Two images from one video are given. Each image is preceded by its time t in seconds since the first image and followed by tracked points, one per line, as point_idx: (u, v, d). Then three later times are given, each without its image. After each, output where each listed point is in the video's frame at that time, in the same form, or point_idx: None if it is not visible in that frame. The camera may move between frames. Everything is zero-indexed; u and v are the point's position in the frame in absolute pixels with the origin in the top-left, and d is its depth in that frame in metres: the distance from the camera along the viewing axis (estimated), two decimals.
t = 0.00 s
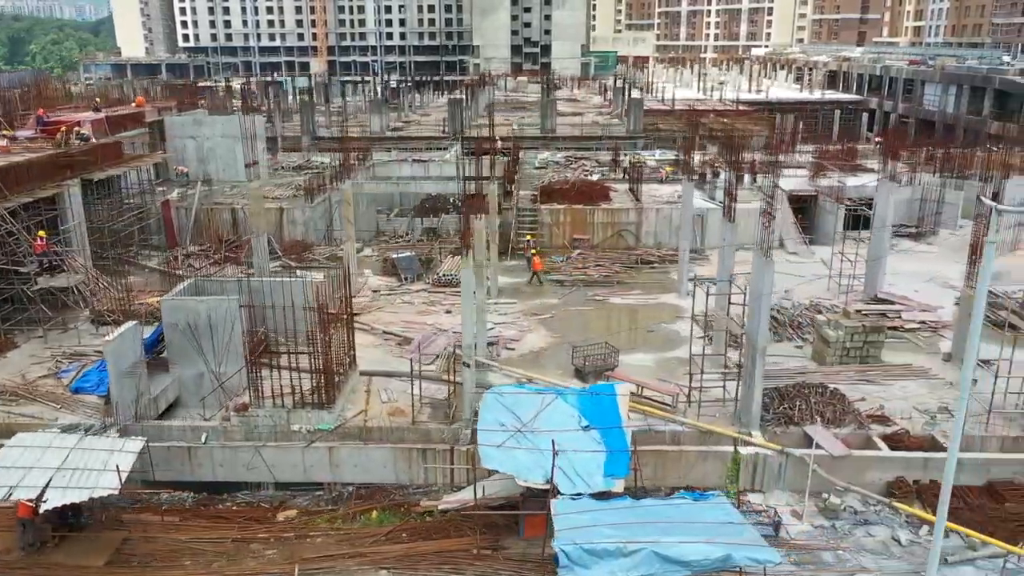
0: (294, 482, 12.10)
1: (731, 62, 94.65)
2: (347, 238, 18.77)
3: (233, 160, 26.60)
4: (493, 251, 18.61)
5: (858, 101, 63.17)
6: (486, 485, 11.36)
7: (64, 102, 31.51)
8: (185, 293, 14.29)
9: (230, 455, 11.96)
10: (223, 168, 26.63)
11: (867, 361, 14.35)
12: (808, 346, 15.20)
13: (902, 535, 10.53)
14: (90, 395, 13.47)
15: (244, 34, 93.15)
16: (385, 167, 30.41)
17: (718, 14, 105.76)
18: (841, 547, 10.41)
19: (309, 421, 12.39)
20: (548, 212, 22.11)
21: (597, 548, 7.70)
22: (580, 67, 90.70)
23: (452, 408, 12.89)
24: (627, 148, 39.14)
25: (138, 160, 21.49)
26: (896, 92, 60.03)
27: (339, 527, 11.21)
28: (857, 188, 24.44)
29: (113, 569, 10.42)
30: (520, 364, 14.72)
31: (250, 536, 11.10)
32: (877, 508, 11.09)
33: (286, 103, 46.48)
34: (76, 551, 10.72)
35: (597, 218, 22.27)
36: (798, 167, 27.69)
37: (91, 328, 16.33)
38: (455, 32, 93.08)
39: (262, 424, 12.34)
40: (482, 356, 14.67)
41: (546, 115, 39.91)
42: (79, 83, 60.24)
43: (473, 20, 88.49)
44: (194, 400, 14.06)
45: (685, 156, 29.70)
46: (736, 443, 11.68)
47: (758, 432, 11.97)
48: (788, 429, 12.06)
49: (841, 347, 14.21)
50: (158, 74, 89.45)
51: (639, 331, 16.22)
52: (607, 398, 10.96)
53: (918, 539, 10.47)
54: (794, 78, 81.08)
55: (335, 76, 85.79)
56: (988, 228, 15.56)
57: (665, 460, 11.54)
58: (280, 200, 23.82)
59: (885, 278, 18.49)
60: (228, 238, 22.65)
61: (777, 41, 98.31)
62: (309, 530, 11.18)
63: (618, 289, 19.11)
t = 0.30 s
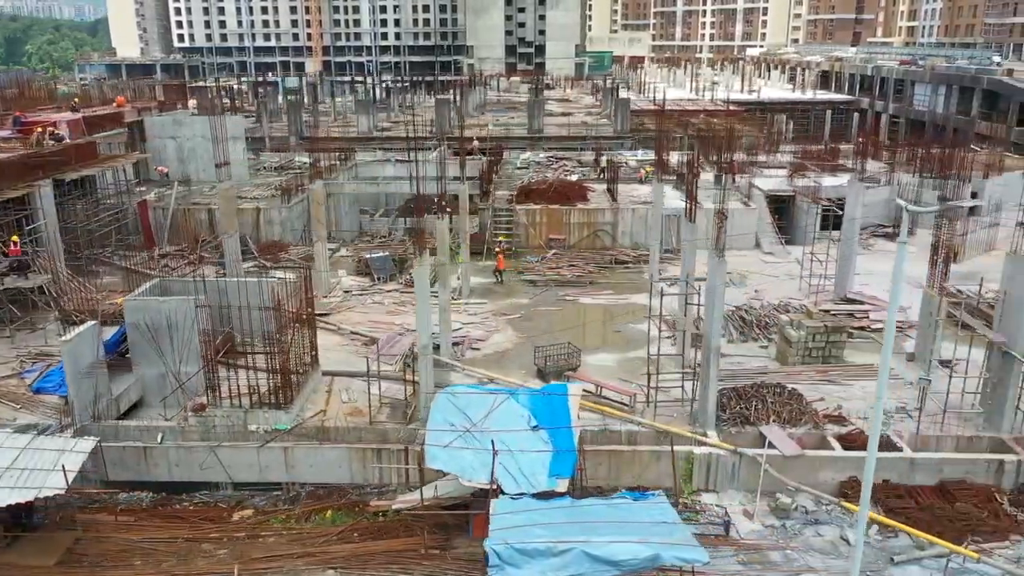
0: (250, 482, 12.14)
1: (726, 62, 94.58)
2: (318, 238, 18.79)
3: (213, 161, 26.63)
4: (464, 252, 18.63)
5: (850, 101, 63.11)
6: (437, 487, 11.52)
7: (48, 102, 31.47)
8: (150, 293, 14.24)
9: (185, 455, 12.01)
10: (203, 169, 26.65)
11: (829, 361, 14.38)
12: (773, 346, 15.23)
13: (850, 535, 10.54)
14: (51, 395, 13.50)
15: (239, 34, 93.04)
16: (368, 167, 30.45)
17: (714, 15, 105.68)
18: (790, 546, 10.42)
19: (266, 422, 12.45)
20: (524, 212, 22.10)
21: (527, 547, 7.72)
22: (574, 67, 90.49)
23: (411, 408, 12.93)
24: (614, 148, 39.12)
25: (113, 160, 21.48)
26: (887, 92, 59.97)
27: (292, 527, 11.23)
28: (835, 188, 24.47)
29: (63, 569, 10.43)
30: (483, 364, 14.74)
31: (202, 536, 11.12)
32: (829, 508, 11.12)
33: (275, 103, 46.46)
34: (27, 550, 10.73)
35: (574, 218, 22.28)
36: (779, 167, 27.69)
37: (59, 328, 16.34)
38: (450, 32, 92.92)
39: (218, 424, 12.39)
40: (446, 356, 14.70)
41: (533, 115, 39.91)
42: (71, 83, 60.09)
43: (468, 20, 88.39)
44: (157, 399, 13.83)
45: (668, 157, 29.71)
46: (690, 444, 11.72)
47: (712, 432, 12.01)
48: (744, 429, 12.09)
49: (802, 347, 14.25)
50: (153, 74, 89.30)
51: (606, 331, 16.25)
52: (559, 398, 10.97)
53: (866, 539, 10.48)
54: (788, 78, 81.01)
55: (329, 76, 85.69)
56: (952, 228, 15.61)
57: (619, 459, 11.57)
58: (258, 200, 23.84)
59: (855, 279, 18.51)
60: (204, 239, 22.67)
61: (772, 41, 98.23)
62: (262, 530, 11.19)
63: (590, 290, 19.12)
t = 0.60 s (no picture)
0: (207, 481, 12.18)
1: (721, 62, 94.54)
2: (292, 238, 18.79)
3: (194, 161, 26.65)
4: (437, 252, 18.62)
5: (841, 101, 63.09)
6: (393, 486, 11.52)
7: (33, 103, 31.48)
8: (115, 292, 14.18)
9: (143, 454, 12.05)
10: (184, 169, 26.66)
11: (793, 361, 14.39)
12: (739, 346, 15.25)
13: (802, 534, 10.55)
14: (13, 395, 13.51)
15: (234, 35, 93.03)
16: (351, 167, 30.46)
17: (709, 15, 105.58)
18: (740, 545, 10.44)
19: (226, 421, 12.44)
20: (501, 212, 22.11)
21: (461, 546, 7.72)
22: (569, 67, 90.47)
23: (371, 408, 12.93)
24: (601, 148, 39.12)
25: (89, 161, 21.46)
26: (878, 92, 59.95)
27: (246, 526, 11.23)
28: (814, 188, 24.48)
29: (14, 569, 10.43)
30: (449, 364, 14.75)
31: (157, 535, 11.11)
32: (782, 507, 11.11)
33: (265, 104, 46.51)
34: None
35: (551, 218, 22.28)
36: (760, 167, 27.68)
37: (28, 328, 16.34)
38: (445, 32, 92.93)
39: (178, 423, 12.38)
40: (411, 356, 14.70)
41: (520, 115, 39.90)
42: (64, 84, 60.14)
43: (462, 20, 88.41)
44: (120, 399, 13.80)
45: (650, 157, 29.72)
46: (646, 444, 11.72)
47: (670, 432, 12.00)
48: (701, 428, 12.09)
49: (766, 347, 14.26)
50: (148, 74, 89.19)
51: (574, 331, 16.25)
52: (512, 397, 10.95)
53: (817, 538, 10.50)
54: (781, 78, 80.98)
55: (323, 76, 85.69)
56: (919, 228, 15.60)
57: (574, 459, 11.59)
58: (236, 200, 23.85)
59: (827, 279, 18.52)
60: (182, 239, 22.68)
61: (767, 41, 98.19)
62: (217, 529, 11.19)
63: (563, 290, 19.12)
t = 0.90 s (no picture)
0: (164, 479, 12.20)
1: (716, 62, 94.47)
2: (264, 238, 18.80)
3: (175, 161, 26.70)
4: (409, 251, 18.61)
5: (833, 101, 63.06)
6: (347, 485, 11.55)
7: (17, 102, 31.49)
8: (81, 291, 14.16)
9: (100, 453, 12.07)
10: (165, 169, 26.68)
11: (757, 360, 14.40)
12: (705, 345, 15.27)
13: (753, 532, 10.57)
14: None
15: (229, 34, 93.00)
16: (334, 167, 30.44)
17: (705, 15, 105.46)
18: (690, 544, 10.46)
19: (185, 420, 12.41)
20: (478, 212, 22.13)
21: (393, 544, 7.75)
22: (563, 67, 90.38)
23: (331, 407, 12.94)
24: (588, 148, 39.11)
25: (65, 160, 21.50)
26: (870, 91, 59.91)
27: (201, 525, 11.23)
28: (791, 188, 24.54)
29: None
30: (413, 364, 14.76)
31: (111, 534, 11.12)
32: (736, 506, 11.13)
33: (254, 104, 46.52)
34: None
35: (528, 218, 22.30)
36: (742, 167, 27.70)
37: None
38: (440, 32, 92.88)
39: (137, 423, 12.36)
40: (377, 356, 14.70)
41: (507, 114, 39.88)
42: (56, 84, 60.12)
43: (456, 20, 88.36)
44: (83, 399, 13.77)
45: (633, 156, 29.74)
46: (603, 442, 11.71)
47: (627, 431, 12.01)
48: (658, 428, 12.10)
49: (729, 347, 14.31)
50: (143, 75, 89.18)
51: (542, 330, 16.28)
52: (465, 397, 10.95)
53: (767, 536, 10.52)
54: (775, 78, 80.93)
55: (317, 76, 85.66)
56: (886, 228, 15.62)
57: (530, 457, 11.61)
58: (215, 200, 23.85)
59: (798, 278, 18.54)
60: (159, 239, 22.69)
61: (762, 41, 98.12)
62: (171, 528, 11.18)
63: (536, 289, 19.13)
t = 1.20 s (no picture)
0: (122, 478, 12.22)
1: (710, 62, 94.43)
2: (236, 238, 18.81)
3: (156, 161, 26.70)
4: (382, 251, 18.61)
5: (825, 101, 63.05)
6: (302, 484, 11.56)
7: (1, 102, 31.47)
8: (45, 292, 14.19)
9: (57, 452, 12.09)
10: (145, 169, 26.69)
11: (721, 359, 14.41)
12: (671, 345, 15.27)
13: (703, 531, 10.59)
14: None
15: (224, 35, 92.86)
16: (317, 167, 30.44)
17: (700, 15, 105.45)
18: (641, 542, 10.47)
19: (143, 419, 12.43)
20: (455, 212, 22.13)
21: (328, 542, 7.80)
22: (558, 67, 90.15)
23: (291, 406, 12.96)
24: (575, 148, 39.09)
25: (41, 160, 21.51)
26: (861, 91, 59.92)
27: (155, 523, 11.24)
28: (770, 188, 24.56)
29: None
30: (378, 363, 14.77)
31: (64, 533, 11.11)
32: (689, 504, 11.16)
33: (243, 104, 46.50)
34: None
35: (505, 218, 22.30)
36: (723, 166, 27.70)
37: None
38: (434, 32, 92.85)
39: (95, 422, 12.39)
40: (343, 355, 14.70)
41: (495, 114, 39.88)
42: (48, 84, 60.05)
43: (450, 20, 88.29)
44: (45, 399, 13.79)
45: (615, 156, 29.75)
46: (559, 441, 11.73)
47: (584, 430, 12.04)
48: (616, 427, 12.13)
49: (693, 346, 14.33)
50: (138, 75, 88.97)
51: (510, 330, 16.28)
52: (418, 396, 11.00)
53: (718, 535, 10.53)
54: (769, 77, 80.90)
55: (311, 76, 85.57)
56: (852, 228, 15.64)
57: (485, 456, 11.63)
58: (193, 200, 23.85)
59: (770, 278, 18.55)
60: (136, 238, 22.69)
61: (757, 41, 98.08)
62: (125, 527, 11.18)
63: (508, 289, 19.13)
